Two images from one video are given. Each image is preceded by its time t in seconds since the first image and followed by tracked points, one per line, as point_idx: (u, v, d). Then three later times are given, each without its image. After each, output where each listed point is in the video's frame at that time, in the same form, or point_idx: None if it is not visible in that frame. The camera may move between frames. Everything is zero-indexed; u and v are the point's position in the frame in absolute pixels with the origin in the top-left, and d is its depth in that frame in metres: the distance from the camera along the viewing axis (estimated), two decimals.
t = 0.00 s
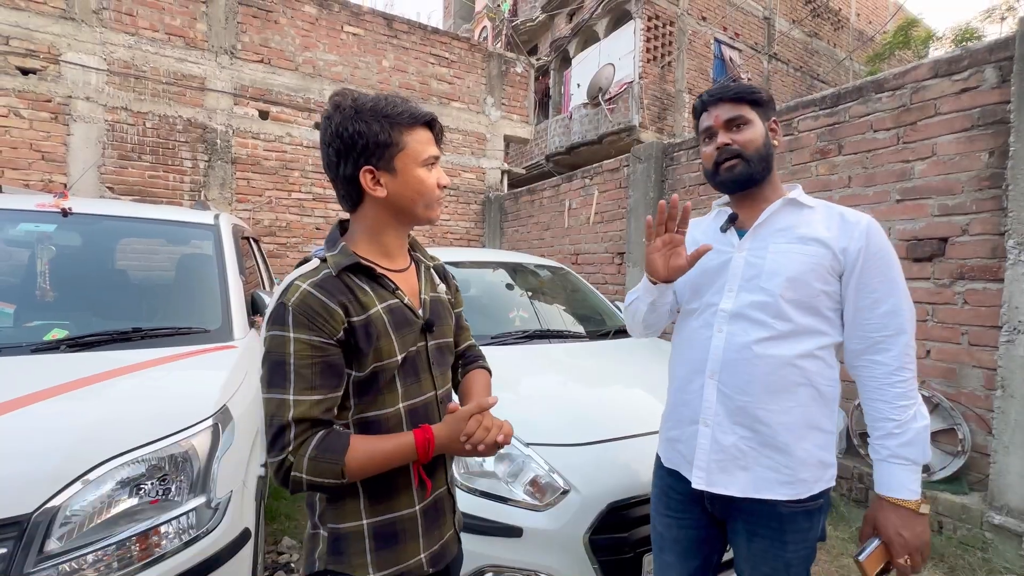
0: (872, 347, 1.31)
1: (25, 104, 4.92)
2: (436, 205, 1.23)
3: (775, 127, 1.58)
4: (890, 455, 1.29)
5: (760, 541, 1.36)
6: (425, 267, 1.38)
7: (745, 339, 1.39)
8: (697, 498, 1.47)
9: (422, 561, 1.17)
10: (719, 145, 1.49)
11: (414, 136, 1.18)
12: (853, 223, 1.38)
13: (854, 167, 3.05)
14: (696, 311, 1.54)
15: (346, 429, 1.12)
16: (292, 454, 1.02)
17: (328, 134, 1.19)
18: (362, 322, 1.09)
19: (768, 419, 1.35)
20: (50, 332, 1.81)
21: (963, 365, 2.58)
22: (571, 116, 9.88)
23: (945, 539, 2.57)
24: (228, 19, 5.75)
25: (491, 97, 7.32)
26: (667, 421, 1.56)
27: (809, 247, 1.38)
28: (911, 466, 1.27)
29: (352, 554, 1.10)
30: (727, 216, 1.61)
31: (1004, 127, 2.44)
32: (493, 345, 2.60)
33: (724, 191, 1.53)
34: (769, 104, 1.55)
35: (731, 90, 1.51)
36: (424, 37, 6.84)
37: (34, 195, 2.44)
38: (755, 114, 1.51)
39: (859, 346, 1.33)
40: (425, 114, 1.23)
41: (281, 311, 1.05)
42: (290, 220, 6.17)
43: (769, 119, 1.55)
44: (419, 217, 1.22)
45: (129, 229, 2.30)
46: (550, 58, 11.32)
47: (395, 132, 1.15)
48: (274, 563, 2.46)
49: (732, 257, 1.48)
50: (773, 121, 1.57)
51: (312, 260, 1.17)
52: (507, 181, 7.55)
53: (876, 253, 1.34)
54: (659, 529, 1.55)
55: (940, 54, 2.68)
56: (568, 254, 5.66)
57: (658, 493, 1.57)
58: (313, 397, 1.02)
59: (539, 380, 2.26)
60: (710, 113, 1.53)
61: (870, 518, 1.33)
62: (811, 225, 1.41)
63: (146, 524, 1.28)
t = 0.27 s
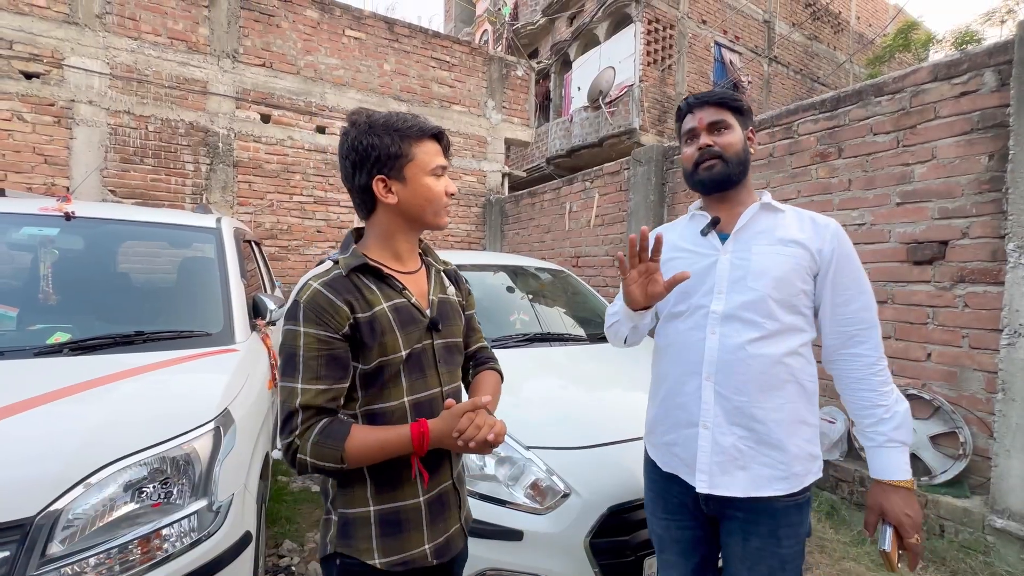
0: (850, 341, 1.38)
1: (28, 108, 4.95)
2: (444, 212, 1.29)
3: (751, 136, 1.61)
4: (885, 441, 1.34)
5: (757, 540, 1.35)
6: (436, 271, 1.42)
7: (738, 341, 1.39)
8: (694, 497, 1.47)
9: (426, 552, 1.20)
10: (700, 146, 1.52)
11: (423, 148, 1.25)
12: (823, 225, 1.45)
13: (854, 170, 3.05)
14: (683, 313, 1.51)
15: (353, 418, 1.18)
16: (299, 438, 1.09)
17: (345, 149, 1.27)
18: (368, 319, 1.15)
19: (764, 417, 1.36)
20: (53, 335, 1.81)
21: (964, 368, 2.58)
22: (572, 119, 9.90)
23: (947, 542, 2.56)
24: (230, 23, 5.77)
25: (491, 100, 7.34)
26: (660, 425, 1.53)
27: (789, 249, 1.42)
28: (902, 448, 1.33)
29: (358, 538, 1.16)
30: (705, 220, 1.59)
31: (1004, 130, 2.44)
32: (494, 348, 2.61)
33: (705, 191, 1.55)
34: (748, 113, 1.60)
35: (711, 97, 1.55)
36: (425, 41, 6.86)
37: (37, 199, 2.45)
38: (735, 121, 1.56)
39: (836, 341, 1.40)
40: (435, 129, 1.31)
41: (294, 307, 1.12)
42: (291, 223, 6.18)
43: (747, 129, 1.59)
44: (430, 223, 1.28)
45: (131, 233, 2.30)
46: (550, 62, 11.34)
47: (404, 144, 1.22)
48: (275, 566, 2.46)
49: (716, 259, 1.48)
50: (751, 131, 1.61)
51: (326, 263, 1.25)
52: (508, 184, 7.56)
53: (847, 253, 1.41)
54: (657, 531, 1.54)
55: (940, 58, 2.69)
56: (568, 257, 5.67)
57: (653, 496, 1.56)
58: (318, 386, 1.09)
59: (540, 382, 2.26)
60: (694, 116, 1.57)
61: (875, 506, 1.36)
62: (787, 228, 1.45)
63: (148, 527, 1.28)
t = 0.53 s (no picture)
0: (824, 339, 1.39)
1: (34, 112, 4.97)
2: (457, 219, 1.33)
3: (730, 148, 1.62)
4: (850, 431, 1.34)
5: (756, 536, 1.34)
6: (448, 276, 1.46)
7: (733, 348, 1.39)
8: (694, 498, 1.46)
9: (431, 542, 1.23)
10: (681, 155, 1.52)
11: (436, 161, 1.29)
12: (796, 229, 1.46)
13: (857, 173, 3.05)
14: (675, 323, 1.50)
15: (366, 413, 1.21)
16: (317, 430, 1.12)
17: (363, 165, 1.32)
18: (385, 319, 1.19)
19: (762, 420, 1.36)
20: (59, 338, 1.82)
21: (967, 371, 2.58)
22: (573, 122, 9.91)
23: (952, 546, 2.55)
24: (234, 27, 5.80)
25: (493, 103, 7.36)
26: (660, 435, 1.50)
27: (769, 254, 1.42)
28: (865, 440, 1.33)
29: (368, 526, 1.19)
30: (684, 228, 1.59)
31: (1006, 133, 2.45)
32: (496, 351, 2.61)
33: (688, 202, 1.54)
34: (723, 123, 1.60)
35: (688, 108, 1.55)
36: (428, 44, 6.88)
37: (43, 202, 2.46)
38: (712, 131, 1.56)
39: (812, 341, 1.41)
40: (447, 143, 1.35)
41: (316, 307, 1.16)
42: (293, 226, 6.20)
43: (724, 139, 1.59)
44: (446, 229, 1.32)
45: (136, 236, 2.32)
46: (552, 65, 11.36)
47: (417, 158, 1.27)
48: (278, 568, 2.46)
49: (701, 269, 1.48)
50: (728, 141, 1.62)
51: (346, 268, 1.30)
52: (510, 187, 7.57)
53: (818, 255, 1.42)
54: (655, 533, 1.54)
55: (941, 61, 2.69)
56: (570, 260, 5.67)
57: (648, 500, 1.55)
58: (336, 381, 1.12)
59: (542, 385, 2.27)
60: (673, 126, 1.56)
61: (835, 494, 1.36)
62: (764, 234, 1.46)
63: (154, 530, 1.29)
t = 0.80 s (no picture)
0: (813, 341, 1.38)
1: (37, 115, 4.99)
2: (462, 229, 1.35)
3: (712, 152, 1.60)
4: (836, 435, 1.33)
5: (747, 545, 1.34)
6: (452, 280, 1.47)
7: (718, 353, 1.39)
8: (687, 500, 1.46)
9: (438, 536, 1.25)
10: (666, 168, 1.51)
11: (444, 173, 1.31)
12: (783, 230, 1.44)
13: (858, 175, 3.05)
14: (663, 328, 1.51)
15: (377, 412, 1.23)
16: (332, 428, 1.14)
17: (373, 175, 1.34)
18: (396, 321, 1.22)
19: (749, 424, 1.36)
20: (62, 341, 1.83)
21: (969, 374, 2.57)
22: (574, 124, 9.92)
23: (954, 550, 2.55)
24: (236, 31, 5.83)
25: (495, 106, 7.37)
26: (650, 437, 1.52)
27: (753, 257, 1.41)
28: (853, 443, 1.32)
29: (377, 520, 1.21)
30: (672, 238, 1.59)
31: (1007, 136, 2.45)
32: (497, 353, 2.61)
33: (677, 212, 1.53)
34: (704, 128, 1.58)
35: (670, 117, 1.53)
36: (429, 47, 6.90)
37: (46, 206, 2.47)
38: (695, 139, 1.54)
39: (802, 342, 1.39)
40: (455, 156, 1.37)
41: (330, 309, 1.18)
42: (295, 228, 6.21)
43: (707, 145, 1.58)
44: (453, 238, 1.34)
45: (138, 239, 2.32)
46: (553, 67, 11.38)
47: (425, 170, 1.28)
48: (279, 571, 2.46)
49: (687, 274, 1.48)
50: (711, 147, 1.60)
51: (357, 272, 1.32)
52: (511, 189, 7.57)
53: (806, 256, 1.41)
54: (651, 533, 1.55)
55: (942, 64, 2.70)
56: (572, 262, 5.67)
57: (645, 500, 1.56)
58: (352, 380, 1.14)
59: (543, 388, 2.27)
60: (655, 138, 1.54)
61: (822, 492, 1.36)
62: (750, 236, 1.45)
63: (156, 533, 1.29)
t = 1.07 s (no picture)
0: (818, 347, 1.36)
1: (39, 118, 5.01)
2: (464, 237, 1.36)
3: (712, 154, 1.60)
4: (851, 443, 1.30)
5: (743, 553, 1.35)
6: (454, 284, 1.48)
7: (716, 361, 1.39)
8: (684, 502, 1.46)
9: (441, 533, 1.26)
10: (668, 173, 1.50)
11: (445, 183, 1.31)
12: (784, 236, 1.43)
13: (858, 177, 3.06)
14: (661, 335, 1.52)
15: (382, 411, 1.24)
16: (340, 427, 1.16)
17: (379, 182, 1.35)
18: (400, 323, 1.23)
19: (745, 433, 1.36)
20: (64, 344, 1.83)
21: (969, 376, 2.57)
22: (575, 126, 9.93)
23: (955, 552, 2.54)
24: (237, 33, 5.84)
25: (495, 108, 7.38)
26: (649, 443, 1.53)
27: (754, 264, 1.40)
28: (869, 451, 1.28)
29: (382, 517, 1.23)
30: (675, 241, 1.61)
31: (1007, 138, 2.45)
32: (498, 355, 2.61)
33: (679, 217, 1.53)
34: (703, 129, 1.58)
35: (668, 122, 1.53)
36: (429, 50, 6.91)
37: (48, 209, 2.48)
38: (694, 142, 1.55)
39: (805, 349, 1.38)
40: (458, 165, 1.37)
41: (336, 312, 1.19)
42: (296, 230, 6.22)
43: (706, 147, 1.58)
44: (454, 245, 1.35)
45: (140, 242, 2.33)
46: (554, 69, 11.40)
47: (427, 179, 1.29)
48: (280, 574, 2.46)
49: (687, 280, 1.48)
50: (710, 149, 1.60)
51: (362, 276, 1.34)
52: (511, 191, 7.58)
53: (808, 263, 1.39)
54: (650, 535, 1.55)
55: (941, 66, 2.70)
56: (572, 263, 5.67)
57: (643, 501, 1.57)
58: (358, 380, 1.16)
59: (544, 390, 2.27)
60: (655, 142, 1.54)
61: (840, 509, 1.32)
62: (751, 243, 1.44)
63: (156, 536, 1.29)
